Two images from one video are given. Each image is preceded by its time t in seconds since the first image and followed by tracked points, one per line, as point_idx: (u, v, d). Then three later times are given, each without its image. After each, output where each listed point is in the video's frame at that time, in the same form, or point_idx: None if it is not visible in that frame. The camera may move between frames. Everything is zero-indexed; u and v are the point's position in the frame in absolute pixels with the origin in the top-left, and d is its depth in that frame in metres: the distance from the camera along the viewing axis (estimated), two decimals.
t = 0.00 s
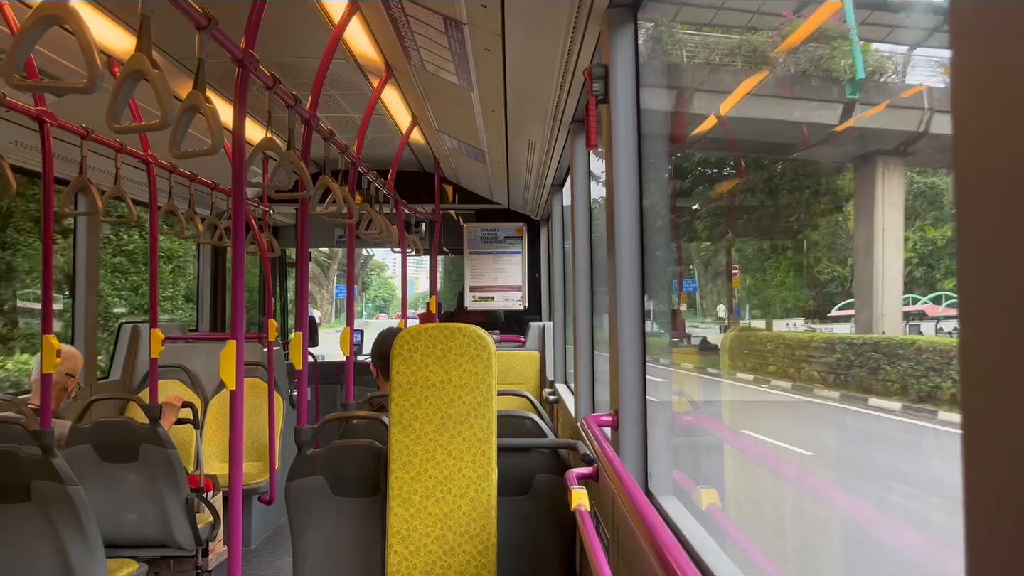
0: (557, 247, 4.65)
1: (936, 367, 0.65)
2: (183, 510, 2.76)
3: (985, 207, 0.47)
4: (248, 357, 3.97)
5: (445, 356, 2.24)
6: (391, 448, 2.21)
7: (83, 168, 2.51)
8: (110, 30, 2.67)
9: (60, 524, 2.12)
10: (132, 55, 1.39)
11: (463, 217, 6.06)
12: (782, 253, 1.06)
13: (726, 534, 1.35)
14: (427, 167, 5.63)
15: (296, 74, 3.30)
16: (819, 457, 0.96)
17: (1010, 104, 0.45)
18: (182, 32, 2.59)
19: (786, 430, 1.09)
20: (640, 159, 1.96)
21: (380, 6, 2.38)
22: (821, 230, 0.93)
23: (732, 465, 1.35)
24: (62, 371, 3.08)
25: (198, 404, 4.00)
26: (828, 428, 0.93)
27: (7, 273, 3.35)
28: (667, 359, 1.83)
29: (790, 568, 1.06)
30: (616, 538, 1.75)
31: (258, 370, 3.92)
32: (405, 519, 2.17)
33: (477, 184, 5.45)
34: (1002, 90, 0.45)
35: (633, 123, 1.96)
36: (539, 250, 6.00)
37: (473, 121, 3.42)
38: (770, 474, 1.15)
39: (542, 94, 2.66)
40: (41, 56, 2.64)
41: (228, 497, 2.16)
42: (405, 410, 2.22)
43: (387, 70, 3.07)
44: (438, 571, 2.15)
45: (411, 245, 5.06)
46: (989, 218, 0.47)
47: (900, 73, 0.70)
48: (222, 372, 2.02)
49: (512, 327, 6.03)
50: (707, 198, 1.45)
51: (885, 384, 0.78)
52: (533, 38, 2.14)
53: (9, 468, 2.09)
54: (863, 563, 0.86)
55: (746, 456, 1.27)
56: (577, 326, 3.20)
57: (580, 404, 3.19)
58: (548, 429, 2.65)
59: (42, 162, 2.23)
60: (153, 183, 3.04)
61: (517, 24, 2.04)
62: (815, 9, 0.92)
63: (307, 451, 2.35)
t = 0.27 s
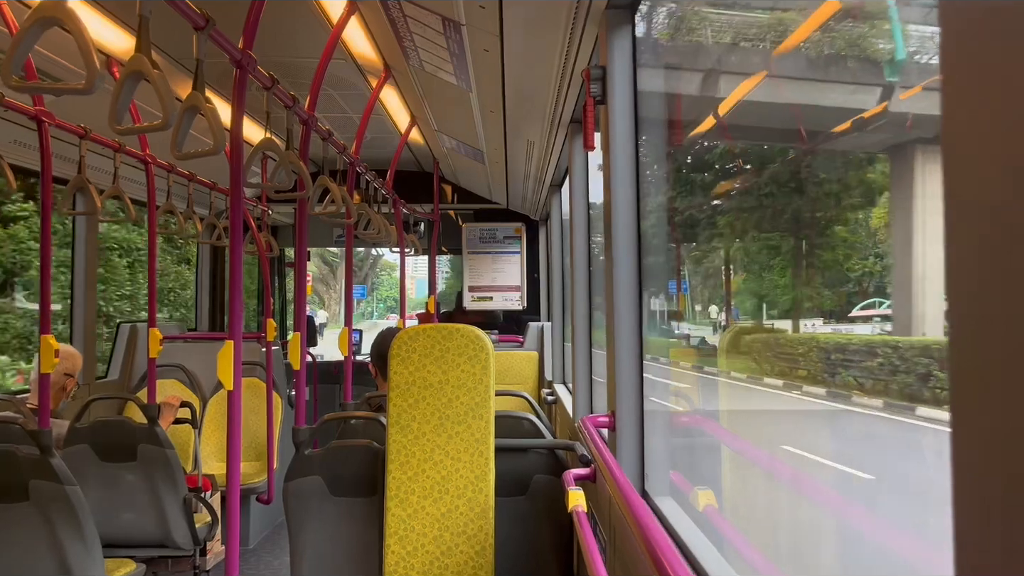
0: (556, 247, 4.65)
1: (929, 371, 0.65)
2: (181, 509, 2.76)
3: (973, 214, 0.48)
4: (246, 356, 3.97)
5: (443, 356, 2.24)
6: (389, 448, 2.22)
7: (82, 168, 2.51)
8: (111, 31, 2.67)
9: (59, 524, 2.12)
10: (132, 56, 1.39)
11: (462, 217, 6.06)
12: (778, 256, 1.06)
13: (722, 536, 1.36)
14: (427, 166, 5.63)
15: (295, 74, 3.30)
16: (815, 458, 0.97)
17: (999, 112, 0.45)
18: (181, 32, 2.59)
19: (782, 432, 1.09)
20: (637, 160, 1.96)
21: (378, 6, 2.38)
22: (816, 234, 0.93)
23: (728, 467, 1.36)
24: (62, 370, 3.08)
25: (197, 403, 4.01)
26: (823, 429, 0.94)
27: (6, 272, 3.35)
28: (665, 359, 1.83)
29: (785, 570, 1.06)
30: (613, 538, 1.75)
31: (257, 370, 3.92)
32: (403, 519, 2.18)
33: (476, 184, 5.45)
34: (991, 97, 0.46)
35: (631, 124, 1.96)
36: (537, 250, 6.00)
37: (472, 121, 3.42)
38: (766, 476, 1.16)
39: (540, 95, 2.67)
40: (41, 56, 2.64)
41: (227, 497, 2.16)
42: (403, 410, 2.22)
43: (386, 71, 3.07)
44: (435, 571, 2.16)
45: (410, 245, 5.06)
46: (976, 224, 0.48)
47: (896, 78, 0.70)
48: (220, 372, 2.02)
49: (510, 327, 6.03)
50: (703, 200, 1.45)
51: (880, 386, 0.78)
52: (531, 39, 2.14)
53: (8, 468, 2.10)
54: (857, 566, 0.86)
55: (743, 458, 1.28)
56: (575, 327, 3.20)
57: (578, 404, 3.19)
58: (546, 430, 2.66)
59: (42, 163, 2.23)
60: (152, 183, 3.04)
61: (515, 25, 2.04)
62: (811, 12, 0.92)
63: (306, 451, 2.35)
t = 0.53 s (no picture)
0: (556, 246, 4.65)
1: (925, 370, 0.65)
2: (182, 509, 2.76)
3: (965, 214, 0.48)
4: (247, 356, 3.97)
5: (443, 356, 2.24)
6: (389, 448, 2.22)
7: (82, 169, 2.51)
8: (110, 31, 2.67)
9: (60, 524, 2.13)
10: (132, 57, 1.39)
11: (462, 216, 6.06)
12: (776, 255, 1.06)
13: (722, 535, 1.36)
14: (426, 165, 5.63)
15: (294, 73, 3.30)
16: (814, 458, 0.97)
17: (993, 112, 0.45)
18: (180, 33, 2.59)
19: (781, 431, 1.09)
20: (636, 159, 1.96)
21: (376, 6, 2.38)
22: (813, 233, 0.93)
23: (728, 466, 1.36)
24: (63, 371, 3.09)
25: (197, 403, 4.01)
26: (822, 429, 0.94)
27: (6, 273, 3.36)
28: (664, 358, 1.83)
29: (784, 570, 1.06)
30: (613, 537, 1.75)
31: (257, 369, 3.93)
32: (403, 518, 2.18)
33: (476, 183, 5.45)
34: (983, 99, 0.46)
35: (629, 124, 1.96)
36: (537, 249, 6.00)
37: (471, 120, 3.42)
38: (765, 475, 1.16)
39: (539, 94, 2.66)
40: (40, 56, 2.64)
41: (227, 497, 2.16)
42: (403, 410, 2.22)
43: (385, 71, 3.07)
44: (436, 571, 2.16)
45: (410, 245, 5.06)
46: (967, 226, 0.48)
47: (890, 79, 0.70)
48: (220, 372, 2.03)
49: (510, 326, 6.03)
50: (700, 200, 1.45)
51: (875, 385, 0.78)
52: (529, 39, 2.14)
53: (8, 468, 2.10)
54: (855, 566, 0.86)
55: (742, 457, 1.28)
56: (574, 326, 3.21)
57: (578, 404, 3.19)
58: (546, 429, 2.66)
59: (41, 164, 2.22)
60: (152, 183, 3.03)
61: (514, 24, 2.04)
62: (804, 16, 0.92)
63: (306, 450, 2.35)
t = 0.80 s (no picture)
0: (557, 243, 4.65)
1: (928, 361, 0.65)
2: (184, 508, 2.76)
3: (982, 202, 0.48)
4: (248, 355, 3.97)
5: (444, 352, 2.24)
6: (391, 446, 2.21)
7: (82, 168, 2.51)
8: (109, 29, 2.67)
9: (63, 524, 2.13)
10: (127, 54, 1.38)
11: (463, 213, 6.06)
12: (779, 249, 1.05)
13: (726, 530, 1.36)
14: (426, 163, 5.62)
15: (293, 71, 3.29)
16: (817, 451, 0.97)
17: (1005, 101, 0.45)
18: (179, 31, 2.59)
19: (783, 425, 1.09)
20: (637, 154, 1.95)
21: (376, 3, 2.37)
22: (817, 226, 0.92)
23: (732, 460, 1.35)
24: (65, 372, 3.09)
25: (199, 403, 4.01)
26: (825, 422, 0.94)
27: (6, 273, 3.35)
28: (667, 354, 1.83)
29: (791, 563, 1.06)
30: (617, 533, 1.75)
31: (258, 368, 3.92)
32: (406, 515, 2.18)
33: (476, 181, 5.45)
34: (999, 86, 0.46)
35: (630, 118, 1.95)
36: (538, 246, 5.99)
37: (472, 117, 3.42)
38: (769, 470, 1.16)
39: (539, 90, 2.66)
40: (38, 56, 2.63)
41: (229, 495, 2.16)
42: (405, 407, 2.22)
43: (385, 68, 3.07)
44: (439, 568, 2.16)
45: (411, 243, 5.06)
46: (985, 214, 0.47)
47: (892, 69, 0.70)
48: (221, 371, 2.02)
49: (512, 323, 6.03)
50: (702, 195, 1.44)
51: (877, 377, 0.78)
52: (529, 35, 2.14)
53: (11, 468, 2.10)
54: (860, 559, 0.86)
55: (745, 452, 1.27)
56: (576, 323, 3.21)
57: (580, 400, 3.19)
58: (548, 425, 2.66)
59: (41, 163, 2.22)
60: (152, 182, 3.03)
61: (513, 20, 2.03)
62: (803, 11, 0.92)
63: (308, 448, 2.35)
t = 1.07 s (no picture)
0: (557, 242, 4.65)
1: (930, 358, 0.65)
2: (186, 508, 2.76)
3: (986, 197, 0.47)
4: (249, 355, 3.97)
5: (445, 352, 2.24)
6: (392, 445, 2.21)
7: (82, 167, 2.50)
8: (108, 29, 2.66)
9: (64, 524, 2.13)
10: (128, 54, 1.38)
11: (463, 213, 6.06)
12: (781, 247, 1.05)
13: (728, 528, 1.35)
14: (426, 162, 5.62)
15: (293, 71, 3.29)
16: (819, 448, 0.96)
17: (1006, 98, 0.45)
18: (179, 30, 2.59)
19: (785, 422, 1.09)
20: (638, 153, 1.95)
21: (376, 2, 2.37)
22: (818, 224, 0.92)
23: (733, 458, 1.35)
24: (67, 372, 3.09)
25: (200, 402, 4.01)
26: (826, 419, 0.94)
27: (7, 274, 3.35)
28: (668, 352, 1.83)
29: (792, 562, 1.06)
30: (619, 532, 1.75)
31: (260, 368, 3.92)
32: (407, 515, 2.18)
33: (477, 180, 5.45)
34: (1002, 81, 0.46)
35: (632, 117, 1.95)
36: (539, 245, 5.99)
37: (472, 116, 3.41)
38: (770, 467, 1.16)
39: (540, 89, 2.65)
40: (38, 55, 2.63)
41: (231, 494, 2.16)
42: (406, 406, 2.22)
43: (385, 67, 3.07)
44: (441, 567, 2.16)
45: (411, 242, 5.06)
46: (988, 208, 0.47)
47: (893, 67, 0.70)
48: (222, 370, 2.02)
49: (513, 322, 6.03)
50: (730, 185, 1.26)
51: (878, 374, 0.78)
52: (529, 33, 2.14)
53: (12, 469, 2.10)
54: (862, 557, 0.86)
55: (746, 449, 1.27)
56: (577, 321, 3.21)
57: (581, 398, 3.19)
58: (550, 424, 2.66)
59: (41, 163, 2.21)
60: (152, 181, 3.02)
61: (514, 19, 2.03)
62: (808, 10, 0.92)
63: (309, 448, 2.35)
